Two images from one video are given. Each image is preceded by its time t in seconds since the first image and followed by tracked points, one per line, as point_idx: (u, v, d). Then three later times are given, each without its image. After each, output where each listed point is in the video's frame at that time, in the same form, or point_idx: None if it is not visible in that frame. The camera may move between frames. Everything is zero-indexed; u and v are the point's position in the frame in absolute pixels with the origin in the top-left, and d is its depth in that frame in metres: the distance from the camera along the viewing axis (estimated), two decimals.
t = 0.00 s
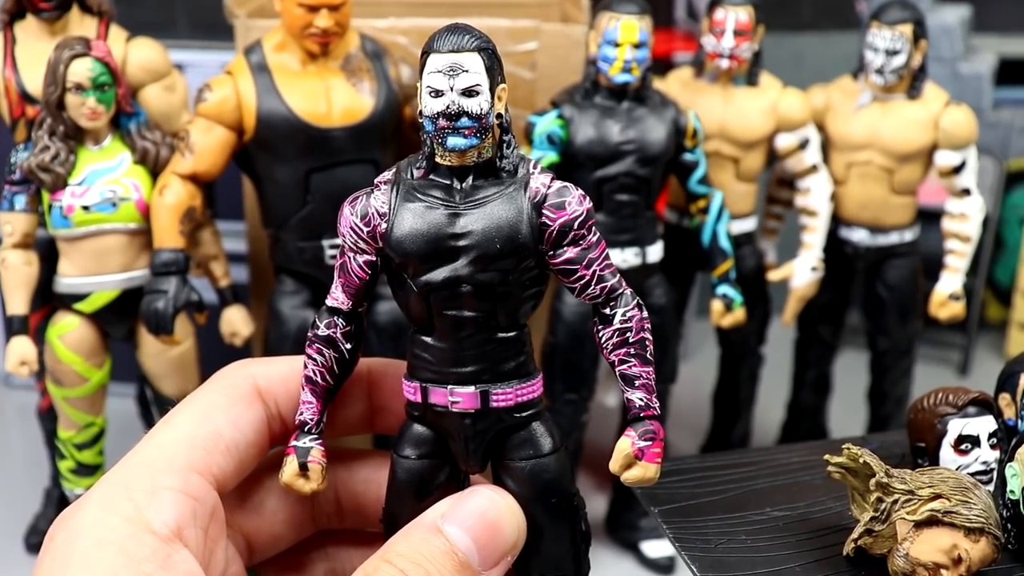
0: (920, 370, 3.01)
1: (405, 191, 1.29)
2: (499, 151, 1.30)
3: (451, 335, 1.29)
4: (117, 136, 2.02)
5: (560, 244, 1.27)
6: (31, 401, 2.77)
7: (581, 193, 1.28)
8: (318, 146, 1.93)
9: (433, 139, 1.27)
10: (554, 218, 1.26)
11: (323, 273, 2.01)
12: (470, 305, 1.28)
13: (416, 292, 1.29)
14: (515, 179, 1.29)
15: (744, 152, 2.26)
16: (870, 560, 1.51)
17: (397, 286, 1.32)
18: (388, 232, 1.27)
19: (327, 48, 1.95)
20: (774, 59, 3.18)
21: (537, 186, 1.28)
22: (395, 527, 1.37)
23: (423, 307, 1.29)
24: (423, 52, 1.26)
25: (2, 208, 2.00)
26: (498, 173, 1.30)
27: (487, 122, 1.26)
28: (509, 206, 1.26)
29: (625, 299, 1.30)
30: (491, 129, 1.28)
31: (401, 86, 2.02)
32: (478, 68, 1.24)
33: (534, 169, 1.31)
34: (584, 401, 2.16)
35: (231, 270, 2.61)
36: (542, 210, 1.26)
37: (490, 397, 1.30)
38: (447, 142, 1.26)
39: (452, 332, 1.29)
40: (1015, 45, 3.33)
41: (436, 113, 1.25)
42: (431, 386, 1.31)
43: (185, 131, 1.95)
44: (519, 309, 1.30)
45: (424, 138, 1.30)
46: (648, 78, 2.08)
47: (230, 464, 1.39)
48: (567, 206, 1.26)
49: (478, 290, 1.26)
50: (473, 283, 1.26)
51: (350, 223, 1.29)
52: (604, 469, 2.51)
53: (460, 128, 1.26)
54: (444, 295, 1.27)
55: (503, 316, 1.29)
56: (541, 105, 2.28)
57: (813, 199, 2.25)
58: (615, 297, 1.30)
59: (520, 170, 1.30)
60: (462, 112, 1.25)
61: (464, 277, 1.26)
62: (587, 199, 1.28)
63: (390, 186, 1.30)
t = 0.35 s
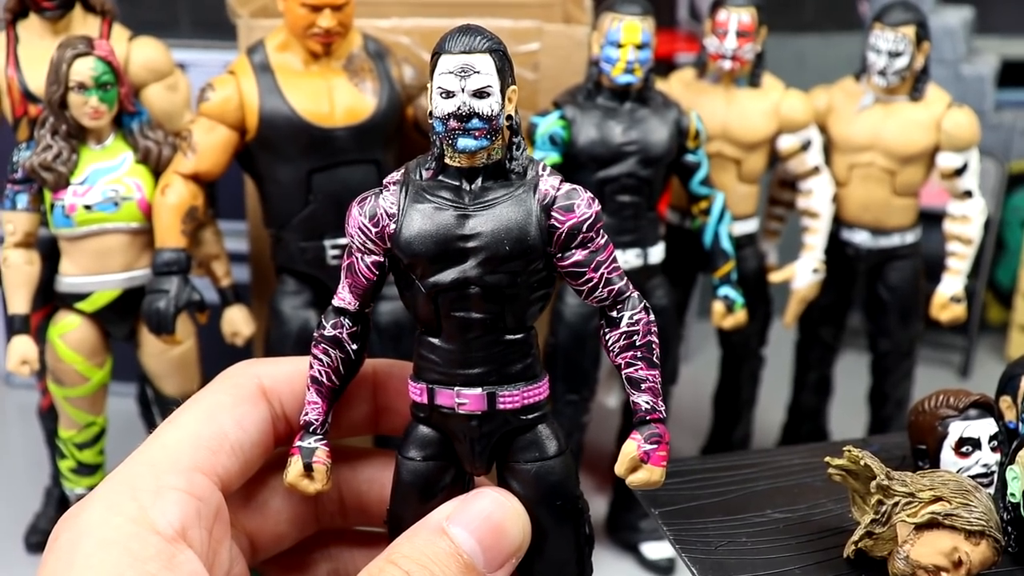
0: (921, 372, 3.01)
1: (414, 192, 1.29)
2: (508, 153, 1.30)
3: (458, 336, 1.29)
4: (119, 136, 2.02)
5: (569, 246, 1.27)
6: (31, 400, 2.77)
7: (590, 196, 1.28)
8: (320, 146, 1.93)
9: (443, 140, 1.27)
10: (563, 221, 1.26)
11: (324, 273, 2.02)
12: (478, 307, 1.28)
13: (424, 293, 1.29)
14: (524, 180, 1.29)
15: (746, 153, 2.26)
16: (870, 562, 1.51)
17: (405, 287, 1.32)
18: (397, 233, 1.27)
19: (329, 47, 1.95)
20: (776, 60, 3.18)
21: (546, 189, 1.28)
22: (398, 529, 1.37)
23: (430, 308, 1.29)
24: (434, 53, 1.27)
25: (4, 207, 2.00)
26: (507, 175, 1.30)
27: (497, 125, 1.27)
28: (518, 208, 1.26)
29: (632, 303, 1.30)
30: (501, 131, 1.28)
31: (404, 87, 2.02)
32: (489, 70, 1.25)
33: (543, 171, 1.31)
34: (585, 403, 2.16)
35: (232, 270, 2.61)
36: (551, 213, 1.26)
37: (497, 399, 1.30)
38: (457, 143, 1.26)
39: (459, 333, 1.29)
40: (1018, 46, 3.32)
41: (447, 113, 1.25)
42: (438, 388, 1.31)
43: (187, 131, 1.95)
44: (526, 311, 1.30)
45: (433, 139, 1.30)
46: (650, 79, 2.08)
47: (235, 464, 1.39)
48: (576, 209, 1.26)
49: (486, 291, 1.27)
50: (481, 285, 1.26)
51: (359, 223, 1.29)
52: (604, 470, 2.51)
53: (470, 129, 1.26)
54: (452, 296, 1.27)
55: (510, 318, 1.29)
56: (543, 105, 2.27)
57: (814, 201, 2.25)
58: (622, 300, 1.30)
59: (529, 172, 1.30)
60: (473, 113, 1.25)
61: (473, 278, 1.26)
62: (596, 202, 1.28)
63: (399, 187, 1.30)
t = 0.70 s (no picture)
0: (921, 372, 3.01)
1: (421, 192, 1.29)
2: (514, 153, 1.31)
3: (464, 335, 1.29)
4: (118, 136, 2.02)
5: (574, 246, 1.27)
6: (31, 400, 2.76)
7: (596, 197, 1.28)
8: (319, 146, 1.93)
9: (450, 140, 1.27)
10: (570, 221, 1.26)
11: (324, 273, 2.02)
12: (484, 306, 1.27)
13: (430, 293, 1.29)
14: (531, 181, 1.29)
15: (745, 153, 2.26)
16: (870, 563, 1.51)
17: (411, 287, 1.32)
18: (403, 233, 1.27)
19: (329, 48, 1.95)
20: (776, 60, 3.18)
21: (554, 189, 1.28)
22: (400, 529, 1.37)
23: (436, 307, 1.29)
24: (442, 53, 1.27)
25: (4, 207, 2.00)
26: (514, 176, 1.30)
27: (504, 125, 1.27)
28: (525, 209, 1.26)
29: (637, 303, 1.30)
30: (508, 132, 1.28)
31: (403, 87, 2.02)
32: (497, 71, 1.25)
33: (550, 173, 1.31)
34: (584, 402, 2.16)
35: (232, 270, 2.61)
36: (558, 213, 1.26)
37: (503, 399, 1.30)
38: (465, 143, 1.26)
39: (466, 332, 1.29)
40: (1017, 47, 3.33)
41: (454, 114, 1.25)
42: (444, 387, 1.31)
43: (186, 131, 1.95)
44: (532, 311, 1.30)
45: (440, 140, 1.30)
46: (649, 79, 2.08)
47: (238, 465, 1.39)
48: (582, 209, 1.26)
49: (493, 291, 1.26)
50: (488, 284, 1.26)
51: (365, 223, 1.29)
52: (604, 470, 2.51)
53: (478, 129, 1.26)
54: (458, 295, 1.27)
55: (517, 318, 1.29)
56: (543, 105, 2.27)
57: (814, 201, 2.25)
58: (627, 301, 1.30)
59: (536, 174, 1.30)
60: (481, 114, 1.25)
61: (479, 277, 1.26)
62: (601, 203, 1.28)
63: (406, 187, 1.30)
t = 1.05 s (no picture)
0: (921, 372, 3.01)
1: (397, 186, 1.29)
2: (489, 144, 1.31)
3: (444, 326, 1.29)
4: (118, 136, 2.02)
5: (552, 235, 1.27)
6: (31, 400, 2.76)
7: (571, 185, 1.28)
8: (319, 146, 1.93)
9: (424, 132, 1.27)
10: (545, 210, 1.26)
11: (324, 273, 2.02)
12: (463, 297, 1.28)
13: (410, 285, 1.28)
14: (506, 171, 1.29)
15: (745, 153, 2.27)
16: (871, 563, 1.51)
17: (390, 279, 1.32)
18: (380, 226, 1.27)
19: (329, 48, 1.95)
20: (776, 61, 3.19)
21: (528, 178, 1.28)
22: (391, 524, 1.37)
23: (415, 298, 1.29)
24: (415, 46, 1.27)
25: (4, 207, 2.00)
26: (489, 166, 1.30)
27: (477, 115, 1.27)
28: (500, 199, 1.26)
29: (615, 290, 1.30)
30: (481, 122, 1.28)
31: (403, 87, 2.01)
32: (469, 62, 1.25)
33: (525, 162, 1.31)
34: (585, 403, 2.16)
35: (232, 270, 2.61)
36: (533, 202, 1.27)
37: (484, 388, 1.30)
38: (439, 134, 1.26)
39: (444, 323, 1.29)
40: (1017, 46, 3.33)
41: (427, 106, 1.25)
42: (425, 378, 1.31)
43: (186, 131, 1.95)
44: (511, 300, 1.30)
45: (415, 133, 1.30)
46: (649, 79, 2.08)
47: (223, 463, 1.39)
48: (557, 198, 1.27)
49: (471, 280, 1.26)
50: (467, 275, 1.26)
51: (343, 217, 1.29)
52: (604, 470, 2.51)
53: (452, 120, 1.26)
54: (437, 286, 1.27)
55: (495, 307, 1.29)
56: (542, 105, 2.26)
57: (814, 201, 2.25)
58: (606, 288, 1.30)
59: (510, 164, 1.30)
60: (453, 104, 1.25)
61: (457, 267, 1.26)
62: (576, 191, 1.28)
63: (382, 181, 1.30)
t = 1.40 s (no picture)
0: (921, 372, 3.01)
1: (394, 185, 1.29)
2: (486, 144, 1.31)
3: (441, 324, 1.29)
4: (118, 136, 2.02)
5: (548, 233, 1.28)
6: (31, 400, 2.76)
7: (566, 185, 1.29)
8: (319, 146, 1.93)
9: (422, 131, 1.28)
10: (542, 208, 1.27)
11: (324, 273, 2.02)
12: (461, 295, 1.28)
13: (407, 283, 1.28)
14: (502, 171, 1.30)
15: (745, 153, 2.27)
16: (871, 563, 1.51)
17: (387, 276, 1.32)
18: (379, 225, 1.27)
19: (329, 48, 1.95)
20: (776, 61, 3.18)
21: (524, 178, 1.29)
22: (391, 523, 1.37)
23: (413, 297, 1.29)
24: (413, 47, 1.27)
25: (4, 207, 2.00)
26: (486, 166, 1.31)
27: (474, 115, 1.27)
28: (497, 198, 1.27)
29: (610, 288, 1.31)
30: (478, 122, 1.29)
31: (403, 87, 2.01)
32: (468, 63, 1.26)
33: (521, 162, 1.32)
34: (585, 402, 2.16)
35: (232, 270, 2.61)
36: (529, 201, 1.27)
37: (482, 385, 1.30)
38: (437, 133, 1.26)
39: (442, 321, 1.29)
40: (1017, 46, 3.33)
41: (426, 105, 1.26)
42: (423, 376, 1.30)
43: (186, 131, 1.95)
44: (508, 299, 1.30)
45: (413, 134, 1.30)
46: (650, 79, 2.08)
47: (220, 464, 1.39)
48: (554, 197, 1.28)
49: (469, 278, 1.27)
50: (465, 272, 1.27)
51: (341, 217, 1.29)
52: (604, 470, 2.51)
53: (450, 119, 1.26)
54: (435, 284, 1.27)
55: (493, 306, 1.29)
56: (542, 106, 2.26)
57: (814, 201, 2.25)
58: (601, 287, 1.31)
59: (507, 163, 1.31)
60: (452, 104, 1.26)
61: (456, 265, 1.26)
62: (572, 190, 1.29)
63: (379, 181, 1.30)
